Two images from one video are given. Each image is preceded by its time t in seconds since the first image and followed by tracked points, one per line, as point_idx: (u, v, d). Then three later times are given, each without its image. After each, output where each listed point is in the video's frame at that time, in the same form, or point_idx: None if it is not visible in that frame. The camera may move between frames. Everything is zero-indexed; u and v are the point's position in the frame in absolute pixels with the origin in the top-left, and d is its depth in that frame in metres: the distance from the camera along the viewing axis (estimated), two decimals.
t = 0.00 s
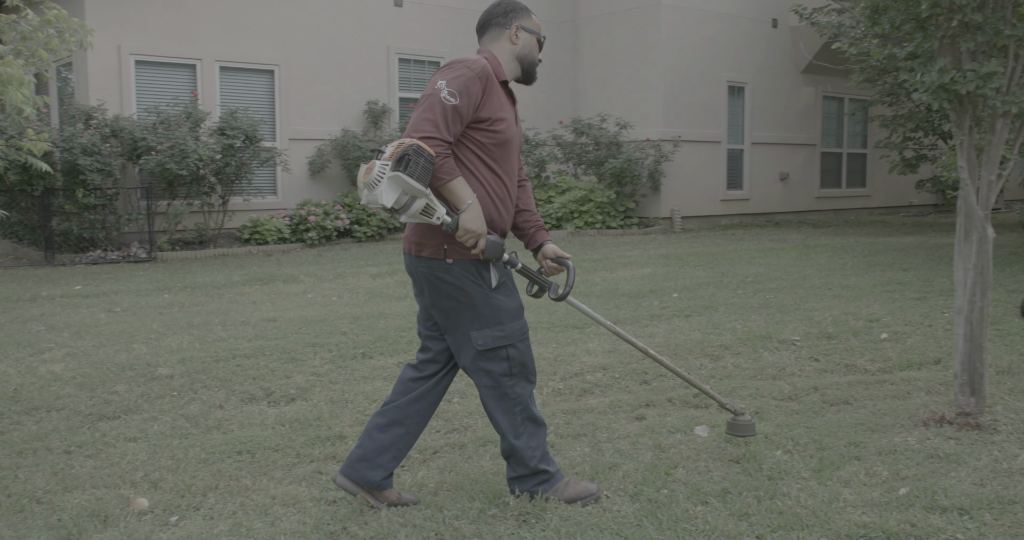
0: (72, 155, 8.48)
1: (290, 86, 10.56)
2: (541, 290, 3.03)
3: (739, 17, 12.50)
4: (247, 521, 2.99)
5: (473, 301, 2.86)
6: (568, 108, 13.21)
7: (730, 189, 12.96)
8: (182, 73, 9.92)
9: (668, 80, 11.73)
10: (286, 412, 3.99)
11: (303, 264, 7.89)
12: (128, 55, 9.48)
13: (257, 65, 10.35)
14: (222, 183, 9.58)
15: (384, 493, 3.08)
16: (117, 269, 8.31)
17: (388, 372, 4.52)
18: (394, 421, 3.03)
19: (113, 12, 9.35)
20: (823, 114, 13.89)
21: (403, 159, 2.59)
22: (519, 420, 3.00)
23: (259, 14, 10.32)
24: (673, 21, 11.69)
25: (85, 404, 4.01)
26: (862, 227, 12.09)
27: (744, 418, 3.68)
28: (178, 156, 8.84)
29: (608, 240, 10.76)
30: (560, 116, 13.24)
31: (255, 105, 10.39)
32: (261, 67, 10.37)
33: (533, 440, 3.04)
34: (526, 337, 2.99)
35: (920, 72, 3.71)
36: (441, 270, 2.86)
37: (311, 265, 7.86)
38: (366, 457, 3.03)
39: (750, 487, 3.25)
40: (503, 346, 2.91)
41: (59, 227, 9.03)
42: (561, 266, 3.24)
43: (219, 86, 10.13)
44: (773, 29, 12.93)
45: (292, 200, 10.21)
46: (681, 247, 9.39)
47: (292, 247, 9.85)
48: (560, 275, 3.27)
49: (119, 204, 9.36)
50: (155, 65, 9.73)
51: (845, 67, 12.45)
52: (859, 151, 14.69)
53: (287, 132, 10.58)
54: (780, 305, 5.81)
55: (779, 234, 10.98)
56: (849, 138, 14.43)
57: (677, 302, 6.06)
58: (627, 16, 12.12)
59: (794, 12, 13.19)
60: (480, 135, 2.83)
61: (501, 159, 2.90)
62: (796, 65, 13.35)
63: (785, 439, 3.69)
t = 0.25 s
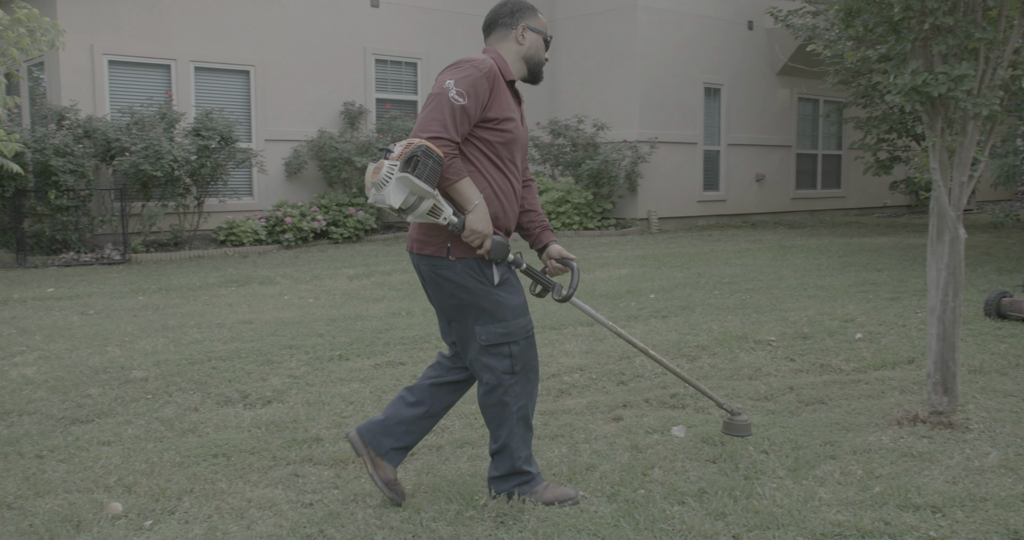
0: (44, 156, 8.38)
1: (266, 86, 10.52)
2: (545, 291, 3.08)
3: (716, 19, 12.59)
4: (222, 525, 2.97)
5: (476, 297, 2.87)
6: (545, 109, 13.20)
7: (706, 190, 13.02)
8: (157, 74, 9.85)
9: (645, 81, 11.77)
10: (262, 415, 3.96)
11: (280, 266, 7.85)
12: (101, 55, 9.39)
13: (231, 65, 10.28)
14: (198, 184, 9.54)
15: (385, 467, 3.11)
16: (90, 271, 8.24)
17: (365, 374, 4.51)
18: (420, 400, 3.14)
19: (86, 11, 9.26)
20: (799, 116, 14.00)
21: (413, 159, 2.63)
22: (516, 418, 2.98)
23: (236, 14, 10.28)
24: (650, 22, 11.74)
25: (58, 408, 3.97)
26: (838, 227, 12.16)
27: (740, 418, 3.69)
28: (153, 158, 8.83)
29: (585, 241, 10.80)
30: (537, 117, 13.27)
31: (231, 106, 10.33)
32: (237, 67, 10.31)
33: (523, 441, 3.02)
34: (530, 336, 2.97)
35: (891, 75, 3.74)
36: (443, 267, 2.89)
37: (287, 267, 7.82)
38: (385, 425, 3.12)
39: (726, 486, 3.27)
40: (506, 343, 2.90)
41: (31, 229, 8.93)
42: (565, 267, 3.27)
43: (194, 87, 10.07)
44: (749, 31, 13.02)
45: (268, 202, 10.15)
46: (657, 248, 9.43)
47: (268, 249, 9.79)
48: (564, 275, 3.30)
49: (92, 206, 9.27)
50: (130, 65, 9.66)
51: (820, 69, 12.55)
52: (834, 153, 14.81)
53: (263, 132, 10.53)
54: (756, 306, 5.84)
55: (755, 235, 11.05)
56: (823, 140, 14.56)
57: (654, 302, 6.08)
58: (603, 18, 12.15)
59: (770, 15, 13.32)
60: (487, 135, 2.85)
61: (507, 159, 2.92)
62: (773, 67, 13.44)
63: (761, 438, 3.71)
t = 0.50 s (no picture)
0: (16, 157, 8.27)
1: (243, 86, 10.46)
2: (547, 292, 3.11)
3: (694, 21, 12.66)
4: (198, 528, 2.95)
5: (471, 298, 2.87)
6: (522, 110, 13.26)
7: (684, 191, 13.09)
8: (131, 74, 9.77)
9: (622, 81, 11.80)
10: (239, 417, 3.94)
11: (256, 267, 7.81)
12: (75, 55, 9.29)
13: (208, 66, 10.22)
14: (172, 186, 9.48)
15: (418, 455, 3.17)
16: (64, 273, 8.15)
17: (343, 375, 4.50)
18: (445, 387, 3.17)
19: (59, 10, 9.16)
20: (775, 117, 14.10)
21: (421, 159, 2.63)
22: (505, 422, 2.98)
23: (212, 14, 10.21)
24: (628, 24, 11.77)
25: (29, 412, 3.92)
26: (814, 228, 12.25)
27: (737, 419, 3.67)
28: (128, 158, 8.76)
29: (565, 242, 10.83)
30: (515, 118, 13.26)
31: (207, 107, 10.26)
32: (213, 67, 10.24)
33: (509, 445, 3.01)
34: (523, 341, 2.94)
35: (866, 77, 3.77)
36: (440, 266, 2.90)
37: (264, 268, 7.78)
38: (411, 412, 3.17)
39: (703, 486, 3.28)
40: (499, 345, 2.89)
41: (2, 230, 8.82)
42: (568, 267, 3.27)
43: (169, 87, 9.99)
44: (726, 33, 13.11)
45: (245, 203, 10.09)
46: (635, 249, 9.46)
47: (245, 250, 9.74)
48: (567, 275, 3.30)
49: (65, 207, 9.17)
50: (104, 64, 9.57)
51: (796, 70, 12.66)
52: (809, 154, 14.94)
53: (240, 133, 10.48)
54: (733, 306, 5.88)
55: (734, 235, 11.12)
56: (800, 141, 14.68)
57: (631, 303, 6.10)
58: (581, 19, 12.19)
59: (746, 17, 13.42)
60: (492, 132, 2.84)
61: (511, 158, 2.92)
62: (749, 69, 13.54)
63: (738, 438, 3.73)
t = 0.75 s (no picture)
0: None
1: (219, 87, 10.39)
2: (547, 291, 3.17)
3: (672, 23, 12.72)
4: (174, 532, 2.92)
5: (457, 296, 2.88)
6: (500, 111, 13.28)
7: (662, 192, 13.15)
8: (105, 74, 9.68)
9: (600, 82, 11.83)
10: (216, 420, 3.91)
11: (233, 269, 7.76)
12: (47, 54, 9.20)
13: (183, 66, 10.14)
14: (148, 186, 9.40)
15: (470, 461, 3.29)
16: (37, 275, 8.06)
17: (320, 377, 4.48)
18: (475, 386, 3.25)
19: (31, 9, 9.07)
20: (752, 119, 14.20)
21: (428, 155, 2.62)
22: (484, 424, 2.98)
23: (188, 14, 10.14)
24: (606, 25, 11.80)
25: (2, 415, 3.87)
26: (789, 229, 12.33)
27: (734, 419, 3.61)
28: (102, 159, 8.67)
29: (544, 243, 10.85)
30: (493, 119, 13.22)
31: (182, 107, 10.19)
32: (189, 67, 10.18)
33: (486, 446, 3.02)
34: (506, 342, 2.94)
35: (841, 79, 3.80)
36: (435, 261, 2.90)
37: (241, 270, 7.74)
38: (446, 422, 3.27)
39: (681, 485, 3.30)
40: (481, 346, 2.89)
41: None
42: (570, 266, 3.26)
43: (144, 87, 9.91)
44: (703, 34, 13.18)
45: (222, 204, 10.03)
46: (614, 249, 9.49)
47: (222, 251, 9.68)
48: (569, 274, 3.28)
49: (38, 208, 9.06)
50: (78, 64, 9.47)
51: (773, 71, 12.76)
52: (786, 155, 15.04)
53: (217, 133, 10.41)
54: (711, 306, 5.91)
55: (712, 235, 11.18)
56: (776, 142, 14.78)
57: (610, 304, 6.12)
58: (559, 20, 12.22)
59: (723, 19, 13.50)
60: (497, 129, 2.84)
61: (515, 154, 2.93)
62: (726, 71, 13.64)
63: (715, 438, 3.74)
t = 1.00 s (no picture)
0: None
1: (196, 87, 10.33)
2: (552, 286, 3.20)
3: (651, 24, 12.76)
4: (150, 535, 2.89)
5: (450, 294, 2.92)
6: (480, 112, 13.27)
7: (641, 192, 13.22)
8: (80, 73, 9.59)
9: (580, 83, 11.83)
10: (193, 422, 3.89)
11: (211, 270, 7.72)
12: (21, 54, 9.12)
13: (160, 66, 10.07)
14: (124, 187, 9.32)
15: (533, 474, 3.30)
16: (10, 277, 7.97)
17: (299, 379, 4.47)
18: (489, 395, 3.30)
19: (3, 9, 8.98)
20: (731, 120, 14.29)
21: (434, 155, 2.62)
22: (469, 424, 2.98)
23: (164, 14, 10.06)
24: (586, 26, 11.81)
25: None
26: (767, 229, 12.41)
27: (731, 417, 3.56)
28: (77, 160, 8.57)
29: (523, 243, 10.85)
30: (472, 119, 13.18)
31: (159, 108, 10.11)
32: (165, 67, 10.11)
33: (468, 446, 3.01)
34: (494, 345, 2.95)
35: (818, 81, 3.83)
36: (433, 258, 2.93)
37: (219, 271, 7.69)
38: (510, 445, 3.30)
39: (660, 485, 3.31)
40: (467, 345, 2.91)
41: None
42: (572, 265, 3.24)
43: (119, 87, 9.83)
44: (681, 35, 13.24)
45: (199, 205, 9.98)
46: (594, 250, 9.51)
47: (200, 252, 9.63)
48: (572, 273, 3.25)
49: (12, 209, 8.95)
50: (52, 64, 9.39)
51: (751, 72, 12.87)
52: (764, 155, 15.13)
53: (194, 134, 10.35)
54: (690, 307, 5.93)
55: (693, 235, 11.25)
56: (754, 143, 14.88)
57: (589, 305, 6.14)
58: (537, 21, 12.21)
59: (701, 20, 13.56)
60: (500, 129, 2.85)
61: (519, 153, 2.93)
62: (704, 72, 13.72)
63: (694, 438, 3.76)
